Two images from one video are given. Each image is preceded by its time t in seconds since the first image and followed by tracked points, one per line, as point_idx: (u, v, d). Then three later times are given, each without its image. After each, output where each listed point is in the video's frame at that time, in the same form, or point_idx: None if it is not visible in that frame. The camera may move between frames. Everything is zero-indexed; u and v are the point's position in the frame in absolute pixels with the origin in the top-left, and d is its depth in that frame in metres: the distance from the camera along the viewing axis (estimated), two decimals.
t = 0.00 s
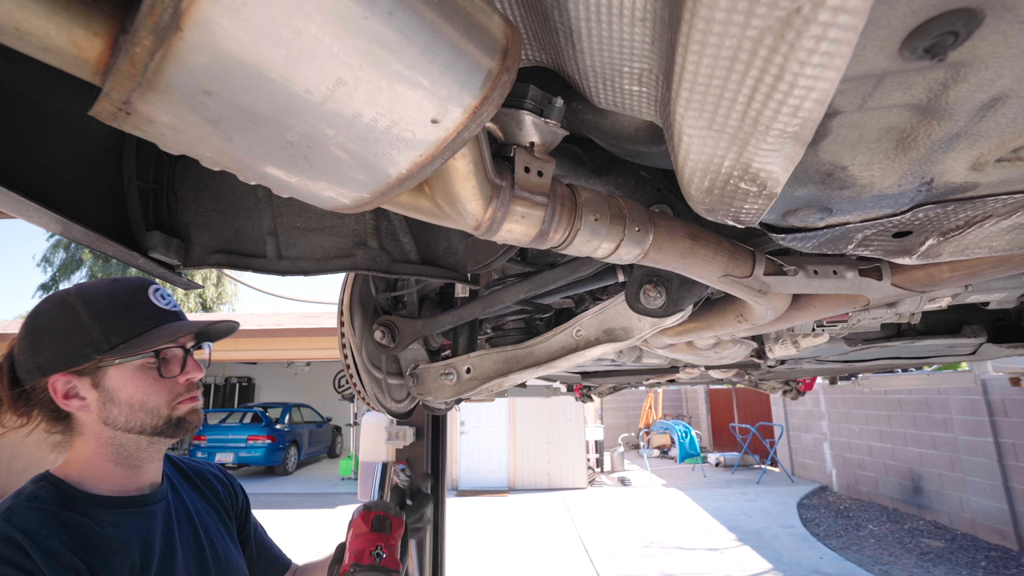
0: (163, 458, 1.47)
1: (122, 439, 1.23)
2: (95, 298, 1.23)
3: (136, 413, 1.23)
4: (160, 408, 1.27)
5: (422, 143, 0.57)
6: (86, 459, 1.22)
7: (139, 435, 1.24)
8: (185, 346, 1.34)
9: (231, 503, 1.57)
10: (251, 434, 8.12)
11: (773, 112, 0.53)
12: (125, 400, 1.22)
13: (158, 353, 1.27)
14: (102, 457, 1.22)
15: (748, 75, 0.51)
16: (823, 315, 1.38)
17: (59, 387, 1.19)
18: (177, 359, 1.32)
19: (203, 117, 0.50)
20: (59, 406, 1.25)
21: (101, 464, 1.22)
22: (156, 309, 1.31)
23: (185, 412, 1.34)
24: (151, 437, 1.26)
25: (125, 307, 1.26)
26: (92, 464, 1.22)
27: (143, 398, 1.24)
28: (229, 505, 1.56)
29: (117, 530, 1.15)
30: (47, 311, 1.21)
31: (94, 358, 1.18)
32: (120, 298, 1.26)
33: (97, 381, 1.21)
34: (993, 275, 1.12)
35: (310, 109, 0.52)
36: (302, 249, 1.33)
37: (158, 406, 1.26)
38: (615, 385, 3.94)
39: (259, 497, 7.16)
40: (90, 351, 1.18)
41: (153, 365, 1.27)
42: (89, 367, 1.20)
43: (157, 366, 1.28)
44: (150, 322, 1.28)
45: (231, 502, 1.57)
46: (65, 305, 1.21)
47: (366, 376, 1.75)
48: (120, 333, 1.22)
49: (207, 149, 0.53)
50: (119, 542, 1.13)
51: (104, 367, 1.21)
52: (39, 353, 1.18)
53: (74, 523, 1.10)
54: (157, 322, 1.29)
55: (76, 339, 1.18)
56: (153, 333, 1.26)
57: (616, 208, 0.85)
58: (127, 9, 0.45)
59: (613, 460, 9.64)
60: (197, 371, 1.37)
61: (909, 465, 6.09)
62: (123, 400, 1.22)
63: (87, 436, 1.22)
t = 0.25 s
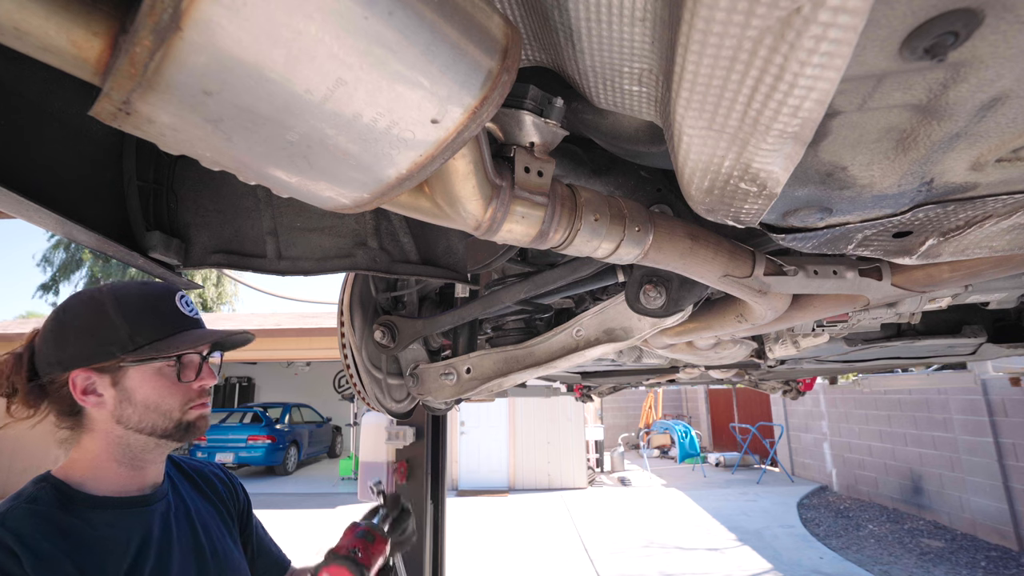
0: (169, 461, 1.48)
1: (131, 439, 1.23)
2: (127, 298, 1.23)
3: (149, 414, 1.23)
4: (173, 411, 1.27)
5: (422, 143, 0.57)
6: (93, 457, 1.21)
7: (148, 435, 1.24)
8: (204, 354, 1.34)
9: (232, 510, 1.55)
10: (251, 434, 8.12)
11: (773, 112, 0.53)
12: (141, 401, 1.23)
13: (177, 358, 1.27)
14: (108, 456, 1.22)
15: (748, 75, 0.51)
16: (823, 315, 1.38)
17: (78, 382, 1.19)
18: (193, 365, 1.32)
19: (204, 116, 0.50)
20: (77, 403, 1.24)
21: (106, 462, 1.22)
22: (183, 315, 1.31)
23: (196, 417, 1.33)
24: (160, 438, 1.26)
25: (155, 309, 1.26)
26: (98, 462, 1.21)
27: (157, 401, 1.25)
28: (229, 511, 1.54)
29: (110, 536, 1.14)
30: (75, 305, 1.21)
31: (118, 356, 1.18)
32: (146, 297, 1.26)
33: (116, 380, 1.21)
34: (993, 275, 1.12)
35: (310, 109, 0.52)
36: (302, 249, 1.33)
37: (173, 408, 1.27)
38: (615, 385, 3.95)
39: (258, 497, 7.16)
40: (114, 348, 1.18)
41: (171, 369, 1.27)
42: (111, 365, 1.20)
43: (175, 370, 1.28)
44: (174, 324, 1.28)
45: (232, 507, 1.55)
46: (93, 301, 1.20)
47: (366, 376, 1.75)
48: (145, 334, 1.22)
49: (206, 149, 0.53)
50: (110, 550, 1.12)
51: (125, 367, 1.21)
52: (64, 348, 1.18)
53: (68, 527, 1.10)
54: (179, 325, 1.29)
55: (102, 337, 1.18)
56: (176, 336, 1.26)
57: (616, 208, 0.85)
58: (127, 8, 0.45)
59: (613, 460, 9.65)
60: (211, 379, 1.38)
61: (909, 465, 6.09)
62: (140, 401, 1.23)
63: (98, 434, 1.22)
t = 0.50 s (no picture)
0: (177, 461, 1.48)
1: (139, 436, 1.22)
2: (125, 300, 1.23)
3: (155, 411, 1.23)
4: (178, 407, 1.26)
5: (422, 143, 0.57)
6: (101, 454, 1.21)
7: (155, 432, 1.23)
8: (205, 349, 1.34)
9: (238, 520, 1.53)
10: (251, 434, 8.11)
11: (773, 112, 0.53)
12: (146, 398, 1.22)
13: (179, 355, 1.27)
14: (117, 453, 1.21)
15: (747, 75, 0.51)
16: (823, 315, 1.38)
17: (84, 383, 1.20)
18: (195, 361, 1.31)
19: (204, 116, 0.50)
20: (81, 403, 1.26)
21: (116, 458, 1.21)
22: (180, 314, 1.32)
23: (201, 412, 1.32)
24: (166, 435, 1.25)
25: (153, 310, 1.26)
26: (106, 460, 1.21)
27: (162, 396, 1.24)
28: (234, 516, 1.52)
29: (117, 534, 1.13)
30: (73, 310, 1.22)
31: (118, 357, 1.18)
32: (144, 298, 1.26)
33: (120, 379, 1.21)
34: (993, 275, 1.12)
35: (310, 109, 0.52)
36: (302, 249, 1.33)
37: (177, 405, 1.26)
38: (615, 385, 3.95)
39: (258, 497, 7.16)
40: (114, 350, 1.18)
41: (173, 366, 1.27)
42: (113, 365, 1.20)
43: (177, 366, 1.28)
44: (171, 322, 1.28)
45: (238, 514, 1.54)
46: (91, 306, 1.21)
47: (366, 376, 1.75)
48: (143, 332, 1.22)
49: (206, 149, 0.53)
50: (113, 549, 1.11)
51: (127, 366, 1.21)
52: (66, 351, 1.19)
53: (78, 519, 1.10)
54: (178, 324, 1.29)
55: (102, 339, 1.18)
56: (175, 334, 1.26)
57: (616, 208, 0.85)
58: (127, 8, 0.45)
59: (613, 460, 9.65)
60: (214, 372, 1.37)
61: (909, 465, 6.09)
62: (145, 398, 1.22)
63: (105, 433, 1.22)
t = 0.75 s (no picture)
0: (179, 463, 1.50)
1: (145, 434, 1.23)
2: (105, 307, 1.22)
3: (157, 406, 1.23)
4: (178, 399, 1.27)
5: (422, 143, 0.57)
6: (108, 459, 1.21)
7: (160, 429, 1.24)
8: (194, 341, 1.36)
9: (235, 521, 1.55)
10: (251, 434, 8.11)
11: (773, 113, 0.53)
12: (146, 395, 1.22)
13: (169, 347, 1.28)
14: (124, 455, 1.22)
15: (748, 75, 0.51)
16: (823, 315, 1.38)
17: (78, 392, 1.18)
18: (188, 353, 1.33)
19: (204, 116, 0.50)
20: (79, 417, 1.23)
21: (124, 461, 1.22)
22: (161, 308, 1.31)
23: (202, 403, 1.34)
24: (171, 429, 1.26)
25: (135, 310, 1.26)
26: (112, 463, 1.21)
27: (160, 391, 1.24)
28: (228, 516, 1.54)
29: (142, 535, 1.14)
30: (55, 322, 1.21)
31: (109, 359, 1.18)
32: (125, 300, 1.26)
33: (116, 381, 1.20)
34: (993, 275, 1.12)
35: (310, 109, 0.52)
36: (302, 249, 1.33)
37: (177, 398, 1.27)
38: (615, 385, 3.95)
39: (258, 497, 7.16)
40: (104, 353, 1.18)
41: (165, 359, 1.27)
42: (106, 368, 1.19)
43: (170, 360, 1.28)
44: (156, 318, 1.28)
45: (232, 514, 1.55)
46: (72, 316, 1.20)
47: (367, 376, 1.75)
48: (130, 331, 1.22)
49: (206, 149, 0.53)
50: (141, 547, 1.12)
51: (120, 367, 1.21)
52: (56, 362, 1.18)
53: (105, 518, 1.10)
54: (162, 318, 1.29)
55: (89, 344, 1.17)
56: (162, 328, 1.27)
57: (616, 208, 0.85)
58: (126, 9, 0.45)
59: (613, 460, 9.65)
60: (208, 361, 1.39)
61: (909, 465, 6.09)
62: (144, 395, 1.22)
63: (110, 437, 1.22)
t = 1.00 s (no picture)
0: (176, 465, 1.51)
1: (144, 433, 1.23)
2: (96, 309, 1.22)
3: (153, 406, 1.23)
4: (175, 398, 1.27)
5: (422, 143, 0.57)
6: (105, 458, 1.21)
7: (158, 429, 1.24)
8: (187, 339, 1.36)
9: (230, 518, 1.56)
10: (251, 434, 8.11)
11: (773, 112, 0.53)
12: (142, 396, 1.22)
13: (164, 346, 1.28)
14: (121, 454, 1.22)
15: (748, 75, 0.51)
16: (823, 316, 1.38)
17: (74, 394, 1.18)
18: (182, 351, 1.33)
19: (204, 116, 0.50)
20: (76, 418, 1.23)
21: (123, 459, 1.22)
22: (153, 308, 1.31)
23: (199, 401, 1.34)
24: (169, 427, 1.26)
25: (126, 312, 1.25)
26: (111, 462, 1.21)
27: (157, 390, 1.25)
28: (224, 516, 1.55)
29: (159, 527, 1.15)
30: (46, 325, 1.20)
31: (103, 360, 1.17)
32: (116, 301, 1.25)
33: (111, 382, 1.20)
34: (993, 275, 1.12)
35: (310, 109, 0.52)
36: (302, 249, 1.33)
37: (175, 396, 1.28)
38: (615, 385, 3.95)
39: (258, 497, 7.15)
40: (97, 354, 1.17)
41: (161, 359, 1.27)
42: (100, 370, 1.19)
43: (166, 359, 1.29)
44: (147, 318, 1.28)
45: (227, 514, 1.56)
46: (63, 318, 1.20)
47: (367, 376, 1.75)
48: (123, 333, 1.21)
49: (206, 149, 0.54)
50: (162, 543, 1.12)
51: (115, 368, 1.20)
52: (48, 365, 1.17)
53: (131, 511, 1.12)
54: (155, 318, 1.29)
55: (81, 346, 1.17)
56: (155, 327, 1.27)
57: (616, 208, 0.85)
58: (126, 8, 0.45)
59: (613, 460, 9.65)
60: (203, 359, 1.39)
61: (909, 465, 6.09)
62: (140, 395, 1.22)
63: (108, 437, 1.22)
